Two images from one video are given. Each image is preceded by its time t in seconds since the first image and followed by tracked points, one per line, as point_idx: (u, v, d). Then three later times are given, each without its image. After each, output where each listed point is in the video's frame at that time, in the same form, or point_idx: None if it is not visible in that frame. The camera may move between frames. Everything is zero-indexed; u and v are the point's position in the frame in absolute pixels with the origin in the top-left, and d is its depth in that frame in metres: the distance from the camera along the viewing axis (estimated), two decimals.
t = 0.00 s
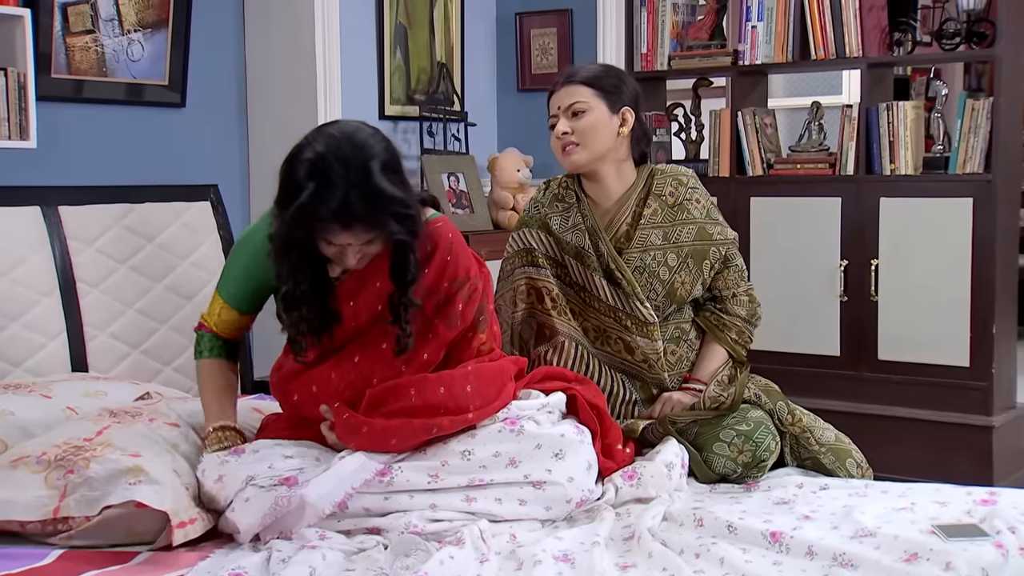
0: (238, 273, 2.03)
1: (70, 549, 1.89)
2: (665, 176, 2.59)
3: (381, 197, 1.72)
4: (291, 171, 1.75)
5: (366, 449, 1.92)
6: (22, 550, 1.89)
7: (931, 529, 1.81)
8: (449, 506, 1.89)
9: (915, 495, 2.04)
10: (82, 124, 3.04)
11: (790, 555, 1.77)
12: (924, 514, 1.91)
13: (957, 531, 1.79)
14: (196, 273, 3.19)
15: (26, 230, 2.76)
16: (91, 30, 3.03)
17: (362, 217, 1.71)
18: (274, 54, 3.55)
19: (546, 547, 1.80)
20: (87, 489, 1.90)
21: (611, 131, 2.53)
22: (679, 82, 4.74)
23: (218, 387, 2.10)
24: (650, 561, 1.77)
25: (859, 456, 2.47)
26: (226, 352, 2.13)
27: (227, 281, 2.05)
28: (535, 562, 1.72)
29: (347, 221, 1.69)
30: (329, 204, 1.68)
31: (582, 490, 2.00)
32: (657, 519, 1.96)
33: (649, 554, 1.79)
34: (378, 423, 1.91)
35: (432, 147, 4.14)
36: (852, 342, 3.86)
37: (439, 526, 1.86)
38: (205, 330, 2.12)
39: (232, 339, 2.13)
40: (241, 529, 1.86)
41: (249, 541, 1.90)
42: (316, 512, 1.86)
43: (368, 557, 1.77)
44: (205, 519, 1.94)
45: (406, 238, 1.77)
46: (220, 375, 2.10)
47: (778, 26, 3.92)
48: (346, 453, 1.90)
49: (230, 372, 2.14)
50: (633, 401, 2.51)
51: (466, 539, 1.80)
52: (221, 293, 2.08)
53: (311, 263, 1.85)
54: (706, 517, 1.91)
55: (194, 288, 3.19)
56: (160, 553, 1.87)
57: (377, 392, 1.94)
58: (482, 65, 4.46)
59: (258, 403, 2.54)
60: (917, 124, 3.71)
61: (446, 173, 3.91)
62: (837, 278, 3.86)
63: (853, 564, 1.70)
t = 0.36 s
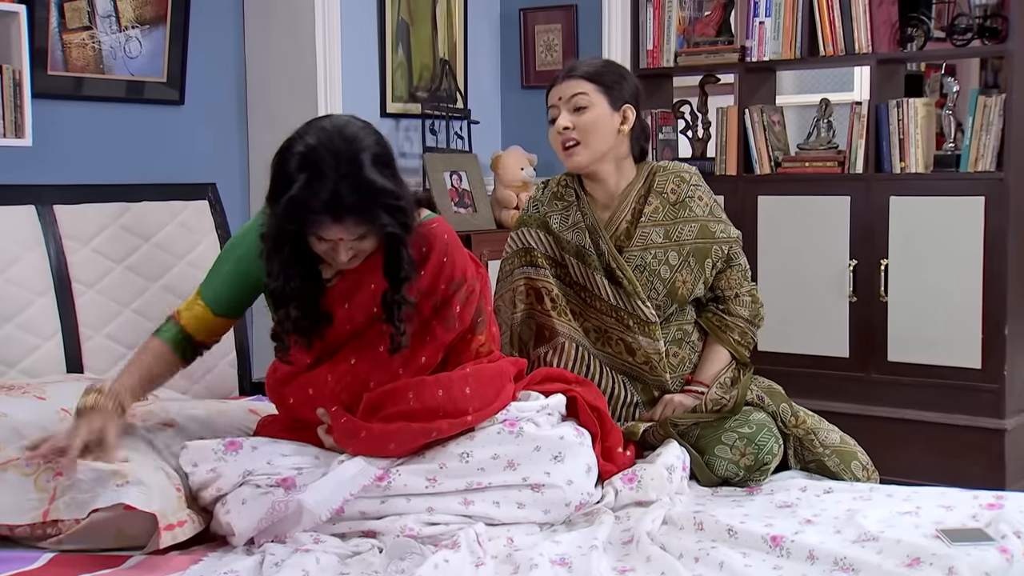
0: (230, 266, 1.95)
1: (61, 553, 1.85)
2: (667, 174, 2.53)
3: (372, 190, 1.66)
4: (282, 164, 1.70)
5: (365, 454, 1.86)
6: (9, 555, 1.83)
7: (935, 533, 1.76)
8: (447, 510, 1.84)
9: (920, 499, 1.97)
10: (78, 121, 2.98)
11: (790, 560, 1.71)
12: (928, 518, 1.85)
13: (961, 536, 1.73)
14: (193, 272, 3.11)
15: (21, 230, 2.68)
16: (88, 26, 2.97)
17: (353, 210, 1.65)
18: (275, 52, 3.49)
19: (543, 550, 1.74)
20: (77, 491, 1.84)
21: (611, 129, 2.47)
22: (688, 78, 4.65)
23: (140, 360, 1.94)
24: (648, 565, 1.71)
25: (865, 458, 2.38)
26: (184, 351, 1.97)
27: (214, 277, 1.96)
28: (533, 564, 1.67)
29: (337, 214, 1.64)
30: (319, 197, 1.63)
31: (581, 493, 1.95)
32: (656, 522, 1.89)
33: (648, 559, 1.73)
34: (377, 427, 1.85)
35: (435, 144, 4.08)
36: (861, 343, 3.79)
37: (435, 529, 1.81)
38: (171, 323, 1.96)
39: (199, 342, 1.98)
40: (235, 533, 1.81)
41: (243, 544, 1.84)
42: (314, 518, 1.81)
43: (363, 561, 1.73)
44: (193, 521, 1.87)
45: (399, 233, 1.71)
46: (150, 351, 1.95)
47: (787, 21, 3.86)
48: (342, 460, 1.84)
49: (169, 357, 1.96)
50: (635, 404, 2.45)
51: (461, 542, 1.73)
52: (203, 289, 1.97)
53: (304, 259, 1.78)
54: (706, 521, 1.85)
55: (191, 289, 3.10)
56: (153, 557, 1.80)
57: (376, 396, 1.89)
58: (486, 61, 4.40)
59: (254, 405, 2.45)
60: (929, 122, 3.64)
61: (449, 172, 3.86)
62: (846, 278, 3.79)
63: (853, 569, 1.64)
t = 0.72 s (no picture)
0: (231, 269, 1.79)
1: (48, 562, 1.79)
2: (661, 171, 2.35)
3: (358, 193, 1.61)
4: (270, 167, 1.65)
5: (366, 459, 1.79)
6: None
7: (941, 538, 1.67)
8: (446, 513, 1.75)
9: (926, 504, 1.88)
10: (79, 121, 2.88)
11: (793, 566, 1.62)
12: (934, 523, 1.76)
13: (967, 541, 1.65)
14: (194, 274, 2.98)
15: (20, 232, 2.57)
16: (89, 24, 2.87)
17: (338, 214, 1.60)
18: (279, 52, 3.37)
19: (542, 554, 1.67)
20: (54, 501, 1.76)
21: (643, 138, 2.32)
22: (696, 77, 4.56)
23: (130, 423, 1.78)
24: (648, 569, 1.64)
25: (870, 462, 2.24)
26: (174, 399, 1.80)
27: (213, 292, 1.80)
28: (531, 569, 1.59)
29: (323, 216, 1.60)
30: (305, 200, 1.59)
31: (583, 498, 1.85)
32: (658, 526, 1.81)
33: (650, 564, 1.65)
34: (377, 433, 1.78)
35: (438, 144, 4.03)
36: (872, 346, 3.73)
37: (434, 533, 1.72)
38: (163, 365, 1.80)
39: (195, 382, 1.81)
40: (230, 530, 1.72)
41: (239, 545, 1.75)
42: (311, 520, 1.72)
43: (359, 564, 1.63)
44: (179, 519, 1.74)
45: (387, 237, 1.67)
46: (140, 414, 1.78)
47: (796, 19, 3.80)
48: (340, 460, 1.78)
49: (161, 417, 1.79)
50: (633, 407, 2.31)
51: (460, 546, 1.65)
52: (201, 311, 1.81)
53: (291, 265, 1.74)
54: (709, 525, 1.76)
55: (191, 291, 2.98)
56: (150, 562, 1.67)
57: (376, 402, 1.83)
58: (492, 58, 4.36)
59: (248, 393, 2.29)
60: (939, 121, 3.58)
61: (453, 172, 3.81)
62: (856, 279, 3.73)
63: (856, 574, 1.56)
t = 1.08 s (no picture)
0: (229, 276, 1.74)
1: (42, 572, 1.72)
2: (676, 179, 2.27)
3: (350, 198, 1.57)
4: (261, 174, 1.61)
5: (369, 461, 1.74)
6: None
7: (952, 542, 1.59)
8: (450, 514, 1.69)
9: (936, 506, 1.78)
10: (86, 121, 2.78)
11: (800, 569, 1.56)
12: (945, 525, 1.67)
13: (978, 544, 1.57)
14: (199, 273, 2.88)
15: (25, 230, 2.48)
16: (95, 22, 2.77)
17: (331, 219, 1.56)
18: (289, 50, 3.27)
19: (546, 556, 1.59)
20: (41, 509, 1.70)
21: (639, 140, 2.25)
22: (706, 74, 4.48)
23: (118, 431, 1.72)
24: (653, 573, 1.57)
25: (882, 464, 2.11)
26: (167, 410, 1.74)
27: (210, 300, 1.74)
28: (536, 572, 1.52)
29: (314, 223, 1.56)
30: (297, 206, 1.55)
31: (588, 501, 1.79)
32: (664, 528, 1.75)
33: (655, 566, 1.59)
34: (381, 433, 1.73)
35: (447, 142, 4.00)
36: (886, 347, 3.66)
37: (438, 534, 1.65)
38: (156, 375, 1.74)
39: (189, 394, 1.75)
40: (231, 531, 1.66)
41: (240, 546, 1.69)
42: (313, 521, 1.65)
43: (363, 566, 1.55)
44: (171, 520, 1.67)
45: (380, 244, 1.62)
46: (129, 424, 1.72)
47: (810, 15, 3.74)
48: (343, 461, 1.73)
49: (152, 427, 1.73)
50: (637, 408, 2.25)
51: (463, 548, 1.59)
52: (196, 319, 1.75)
53: (285, 274, 1.68)
54: (716, 527, 1.70)
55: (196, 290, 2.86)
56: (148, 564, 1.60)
57: (378, 404, 1.79)
58: (501, 55, 4.31)
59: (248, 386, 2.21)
60: (956, 118, 3.52)
61: (462, 170, 3.77)
62: (870, 279, 3.66)
63: None
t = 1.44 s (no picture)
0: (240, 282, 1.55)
1: None
2: (689, 174, 2.19)
3: (364, 195, 1.42)
4: (274, 175, 1.46)
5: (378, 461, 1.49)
6: None
7: (966, 546, 1.32)
8: (458, 516, 1.44)
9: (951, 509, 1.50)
10: (92, 120, 2.64)
11: None
12: (960, 530, 1.39)
13: (1000, 550, 1.30)
14: (207, 272, 2.60)
15: (25, 229, 2.24)
16: (101, 19, 2.63)
17: (345, 218, 1.41)
18: (300, 44, 3.12)
19: (551, 560, 1.34)
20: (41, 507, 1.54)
21: (653, 130, 2.18)
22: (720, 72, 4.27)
23: (123, 437, 1.55)
24: None
25: (900, 466, 1.98)
26: (173, 417, 1.56)
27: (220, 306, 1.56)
28: None
29: (328, 222, 1.40)
30: (310, 206, 1.39)
31: (598, 505, 1.52)
32: (674, 532, 1.45)
33: (663, 571, 1.32)
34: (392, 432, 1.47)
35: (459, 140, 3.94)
36: (905, 349, 3.59)
37: (445, 537, 1.41)
38: (161, 382, 1.56)
39: (195, 402, 1.57)
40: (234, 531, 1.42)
41: (245, 549, 1.44)
42: (320, 524, 1.40)
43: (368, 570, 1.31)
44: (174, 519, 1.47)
45: (395, 243, 1.46)
46: (132, 430, 1.55)
47: (827, 11, 3.65)
48: (351, 461, 1.47)
49: (154, 435, 1.56)
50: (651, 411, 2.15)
51: (468, 552, 1.35)
52: (205, 325, 1.57)
53: (298, 279, 1.50)
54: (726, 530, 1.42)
55: (206, 290, 2.59)
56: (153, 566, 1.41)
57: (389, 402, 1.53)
58: (514, 52, 4.26)
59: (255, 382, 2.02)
60: (976, 115, 3.44)
61: (473, 168, 3.72)
62: (889, 279, 3.58)
63: None
